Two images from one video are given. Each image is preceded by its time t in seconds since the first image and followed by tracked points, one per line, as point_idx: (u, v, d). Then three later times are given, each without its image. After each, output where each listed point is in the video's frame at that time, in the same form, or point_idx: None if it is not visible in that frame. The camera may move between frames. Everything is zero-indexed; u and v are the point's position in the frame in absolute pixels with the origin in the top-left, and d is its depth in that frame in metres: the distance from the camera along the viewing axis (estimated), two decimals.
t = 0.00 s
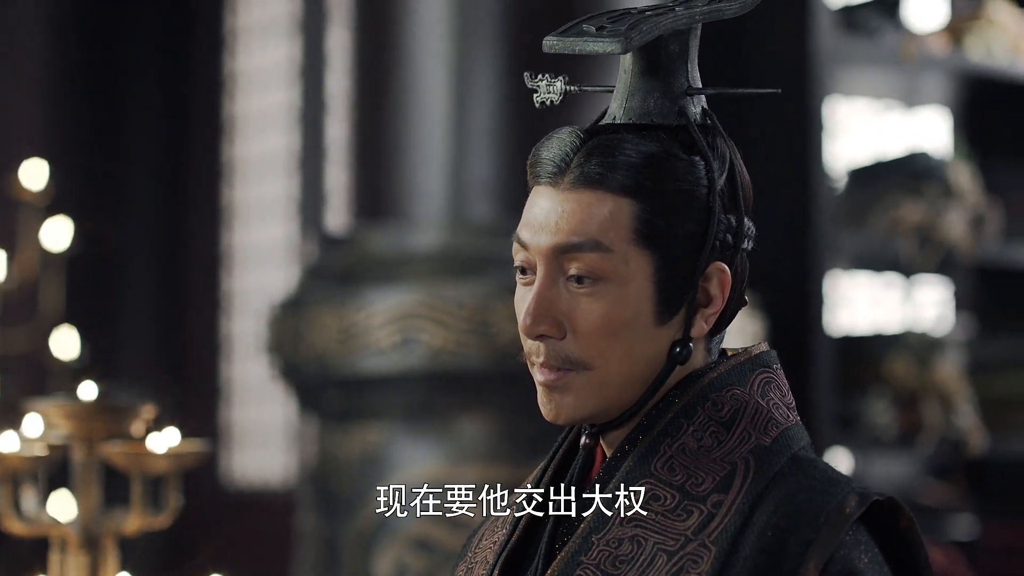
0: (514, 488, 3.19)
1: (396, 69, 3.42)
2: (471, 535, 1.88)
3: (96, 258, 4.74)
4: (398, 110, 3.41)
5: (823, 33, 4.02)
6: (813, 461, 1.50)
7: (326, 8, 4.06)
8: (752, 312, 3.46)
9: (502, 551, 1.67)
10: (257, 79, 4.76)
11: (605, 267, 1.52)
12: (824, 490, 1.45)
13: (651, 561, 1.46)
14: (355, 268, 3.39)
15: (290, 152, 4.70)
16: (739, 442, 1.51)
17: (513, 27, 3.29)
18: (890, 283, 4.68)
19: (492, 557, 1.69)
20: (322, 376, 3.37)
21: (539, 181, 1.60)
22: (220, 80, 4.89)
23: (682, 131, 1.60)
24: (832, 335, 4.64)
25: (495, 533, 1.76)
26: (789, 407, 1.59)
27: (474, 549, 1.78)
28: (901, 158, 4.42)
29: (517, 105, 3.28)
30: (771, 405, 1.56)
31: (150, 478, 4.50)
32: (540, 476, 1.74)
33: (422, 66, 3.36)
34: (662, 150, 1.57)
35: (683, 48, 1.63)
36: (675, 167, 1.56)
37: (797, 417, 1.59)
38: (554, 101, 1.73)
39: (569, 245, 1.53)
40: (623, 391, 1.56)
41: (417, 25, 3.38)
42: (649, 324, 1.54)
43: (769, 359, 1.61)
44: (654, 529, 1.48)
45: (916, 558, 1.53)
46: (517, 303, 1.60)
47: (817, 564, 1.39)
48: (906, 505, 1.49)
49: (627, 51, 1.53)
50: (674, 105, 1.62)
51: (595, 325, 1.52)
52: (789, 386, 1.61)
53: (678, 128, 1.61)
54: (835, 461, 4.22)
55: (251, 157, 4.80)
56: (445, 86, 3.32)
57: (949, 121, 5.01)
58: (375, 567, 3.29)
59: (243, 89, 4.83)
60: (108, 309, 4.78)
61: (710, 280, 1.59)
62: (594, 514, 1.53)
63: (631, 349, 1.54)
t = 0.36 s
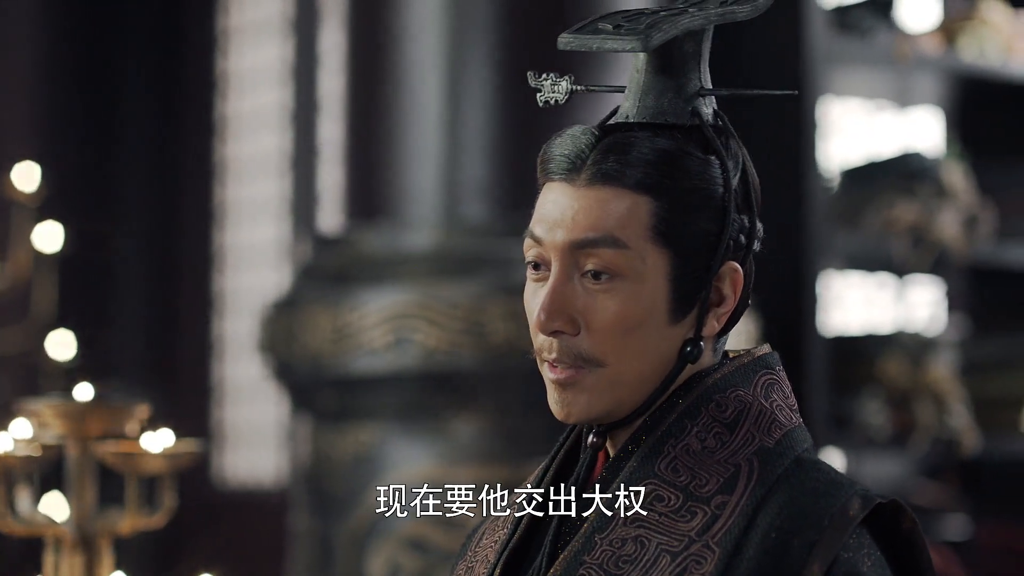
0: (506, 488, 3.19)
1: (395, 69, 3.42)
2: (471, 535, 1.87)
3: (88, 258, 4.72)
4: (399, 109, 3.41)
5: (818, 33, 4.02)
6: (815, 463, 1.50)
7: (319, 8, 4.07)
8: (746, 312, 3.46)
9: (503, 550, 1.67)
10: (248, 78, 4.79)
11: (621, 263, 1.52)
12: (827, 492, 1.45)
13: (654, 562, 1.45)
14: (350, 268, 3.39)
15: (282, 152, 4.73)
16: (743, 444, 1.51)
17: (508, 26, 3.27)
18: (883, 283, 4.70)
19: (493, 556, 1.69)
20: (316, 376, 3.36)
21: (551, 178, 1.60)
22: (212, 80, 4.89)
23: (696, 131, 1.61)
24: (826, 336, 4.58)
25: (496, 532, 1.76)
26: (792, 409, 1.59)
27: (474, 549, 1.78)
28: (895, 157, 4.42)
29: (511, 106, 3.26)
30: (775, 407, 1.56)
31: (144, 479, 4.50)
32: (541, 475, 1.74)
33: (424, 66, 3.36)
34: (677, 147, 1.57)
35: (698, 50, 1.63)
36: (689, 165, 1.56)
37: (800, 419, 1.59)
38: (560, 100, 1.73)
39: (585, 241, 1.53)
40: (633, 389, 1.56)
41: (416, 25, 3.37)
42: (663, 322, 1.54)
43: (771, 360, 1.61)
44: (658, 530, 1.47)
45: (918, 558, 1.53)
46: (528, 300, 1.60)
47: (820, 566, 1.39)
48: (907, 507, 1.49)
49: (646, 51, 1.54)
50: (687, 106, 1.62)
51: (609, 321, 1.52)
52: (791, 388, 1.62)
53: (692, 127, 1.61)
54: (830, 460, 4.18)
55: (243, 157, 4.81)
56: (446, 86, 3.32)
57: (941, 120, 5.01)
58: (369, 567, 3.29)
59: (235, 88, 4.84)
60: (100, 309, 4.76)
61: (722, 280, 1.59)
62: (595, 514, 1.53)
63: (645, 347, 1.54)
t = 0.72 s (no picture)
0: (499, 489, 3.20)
1: (391, 69, 3.41)
2: (470, 534, 1.87)
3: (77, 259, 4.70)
4: (396, 109, 3.40)
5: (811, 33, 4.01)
6: (818, 466, 1.50)
7: (309, 8, 4.07)
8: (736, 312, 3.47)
9: (504, 550, 1.67)
10: (236, 79, 4.81)
11: (630, 264, 1.52)
12: (830, 495, 1.45)
13: (656, 562, 1.45)
14: (342, 268, 3.38)
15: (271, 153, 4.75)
16: (746, 445, 1.51)
17: (501, 27, 3.27)
18: (874, 284, 4.76)
19: (493, 556, 1.69)
20: (307, 377, 3.35)
21: (560, 176, 1.60)
22: (201, 81, 4.89)
23: (706, 132, 1.61)
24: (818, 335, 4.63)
25: (496, 531, 1.76)
26: (794, 411, 1.59)
27: (474, 548, 1.78)
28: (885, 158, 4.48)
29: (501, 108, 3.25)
30: (777, 409, 1.56)
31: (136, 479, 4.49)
32: (542, 475, 1.74)
33: (422, 66, 3.35)
34: (687, 148, 1.57)
35: (708, 52, 1.63)
36: (699, 166, 1.56)
37: (802, 420, 1.60)
38: (567, 99, 1.72)
39: (594, 240, 1.53)
40: (638, 389, 1.56)
41: (415, 24, 3.36)
42: (670, 323, 1.54)
43: (773, 363, 1.62)
44: (660, 530, 1.47)
45: (919, 558, 1.53)
46: (535, 299, 1.60)
47: (823, 569, 1.39)
48: (910, 509, 1.49)
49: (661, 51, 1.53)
50: (698, 107, 1.62)
51: (617, 321, 1.52)
52: (793, 390, 1.62)
53: (702, 129, 1.60)
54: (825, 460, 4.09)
55: (233, 157, 4.83)
56: (443, 86, 3.31)
57: (930, 121, 5.10)
58: (361, 567, 3.29)
59: (224, 88, 4.86)
60: (90, 309, 4.73)
61: (729, 282, 1.59)
62: (597, 514, 1.53)
63: (652, 348, 1.54)
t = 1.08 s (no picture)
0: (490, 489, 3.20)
1: (382, 69, 3.41)
2: (466, 532, 1.87)
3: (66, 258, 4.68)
4: (387, 109, 3.40)
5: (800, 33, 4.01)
6: (815, 467, 1.50)
7: (298, 7, 4.06)
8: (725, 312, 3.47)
9: (499, 549, 1.67)
10: (224, 78, 4.80)
11: (626, 265, 1.52)
12: (827, 495, 1.45)
13: (652, 563, 1.45)
14: (334, 268, 3.37)
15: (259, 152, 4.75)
16: (743, 446, 1.51)
17: (491, 26, 3.27)
18: (864, 284, 4.81)
19: (489, 555, 1.69)
20: (297, 376, 3.34)
21: (556, 176, 1.60)
22: (190, 80, 4.89)
23: (702, 133, 1.61)
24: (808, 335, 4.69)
25: (492, 530, 1.76)
26: (791, 412, 1.60)
27: (470, 546, 1.78)
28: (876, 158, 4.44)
29: (491, 108, 3.25)
30: (774, 409, 1.57)
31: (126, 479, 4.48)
32: (539, 474, 1.74)
33: (413, 66, 3.35)
34: (683, 149, 1.57)
35: (705, 53, 1.62)
36: (695, 167, 1.56)
37: (799, 421, 1.60)
38: (564, 98, 1.71)
39: (591, 241, 1.53)
40: (635, 391, 1.56)
41: (407, 25, 3.36)
42: (666, 324, 1.54)
43: (770, 363, 1.62)
44: (657, 531, 1.47)
45: (916, 559, 1.54)
46: (531, 299, 1.60)
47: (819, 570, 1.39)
48: (907, 511, 1.49)
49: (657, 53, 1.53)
50: (694, 108, 1.62)
51: (613, 323, 1.52)
52: (790, 391, 1.62)
53: (698, 130, 1.60)
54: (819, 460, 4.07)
55: (220, 157, 4.82)
56: (435, 86, 3.30)
57: (920, 124, 5.08)
58: (350, 566, 3.29)
59: (212, 87, 4.85)
60: (79, 309, 4.72)
61: (726, 284, 1.60)
62: (594, 514, 1.53)
63: (648, 349, 1.54)
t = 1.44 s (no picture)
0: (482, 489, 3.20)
1: (373, 69, 3.41)
2: (459, 532, 1.87)
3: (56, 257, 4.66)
4: (378, 109, 3.39)
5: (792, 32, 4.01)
6: (810, 466, 1.51)
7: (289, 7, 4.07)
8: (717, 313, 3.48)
9: (493, 549, 1.67)
10: (215, 79, 4.81)
11: (619, 265, 1.53)
12: (822, 495, 1.45)
13: (647, 563, 1.45)
14: (325, 268, 3.37)
15: (248, 153, 4.77)
16: (737, 446, 1.52)
17: (482, 27, 3.27)
18: (853, 283, 4.82)
19: (483, 555, 1.69)
20: (289, 376, 3.34)
21: (548, 177, 1.60)
22: (180, 80, 4.89)
23: (694, 133, 1.61)
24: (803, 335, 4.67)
25: (485, 530, 1.76)
26: (785, 411, 1.60)
27: (464, 546, 1.78)
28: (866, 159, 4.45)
29: (482, 108, 3.25)
30: (768, 409, 1.57)
31: (118, 479, 4.47)
32: (533, 474, 1.74)
33: (404, 66, 3.34)
34: (675, 149, 1.57)
35: (696, 52, 1.63)
36: (688, 167, 1.56)
37: (792, 420, 1.60)
38: (555, 99, 1.71)
39: (584, 242, 1.53)
40: (629, 391, 1.57)
41: (398, 25, 3.36)
42: (659, 324, 1.54)
43: (764, 362, 1.62)
44: (651, 531, 1.47)
45: (910, 560, 1.54)
46: (524, 300, 1.60)
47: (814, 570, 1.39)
48: (901, 511, 1.49)
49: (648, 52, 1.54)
50: (686, 107, 1.62)
51: (606, 323, 1.52)
52: (784, 390, 1.63)
53: (690, 130, 1.61)
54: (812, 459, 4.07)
55: (212, 158, 4.85)
56: (426, 86, 3.30)
57: (909, 122, 5.12)
58: (342, 566, 3.29)
59: (202, 88, 4.86)
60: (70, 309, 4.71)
61: (719, 283, 1.60)
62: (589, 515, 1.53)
63: (641, 349, 1.54)
